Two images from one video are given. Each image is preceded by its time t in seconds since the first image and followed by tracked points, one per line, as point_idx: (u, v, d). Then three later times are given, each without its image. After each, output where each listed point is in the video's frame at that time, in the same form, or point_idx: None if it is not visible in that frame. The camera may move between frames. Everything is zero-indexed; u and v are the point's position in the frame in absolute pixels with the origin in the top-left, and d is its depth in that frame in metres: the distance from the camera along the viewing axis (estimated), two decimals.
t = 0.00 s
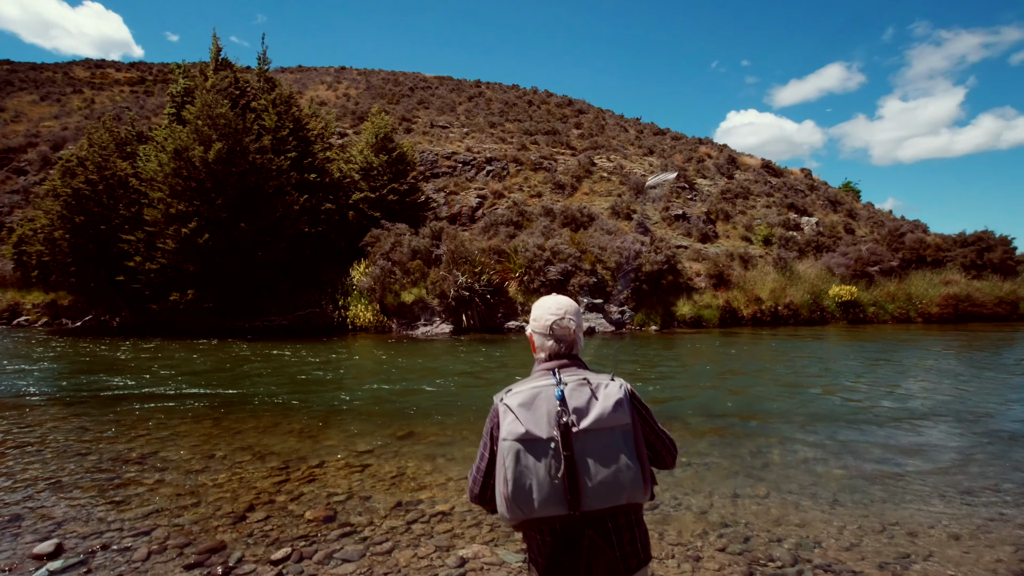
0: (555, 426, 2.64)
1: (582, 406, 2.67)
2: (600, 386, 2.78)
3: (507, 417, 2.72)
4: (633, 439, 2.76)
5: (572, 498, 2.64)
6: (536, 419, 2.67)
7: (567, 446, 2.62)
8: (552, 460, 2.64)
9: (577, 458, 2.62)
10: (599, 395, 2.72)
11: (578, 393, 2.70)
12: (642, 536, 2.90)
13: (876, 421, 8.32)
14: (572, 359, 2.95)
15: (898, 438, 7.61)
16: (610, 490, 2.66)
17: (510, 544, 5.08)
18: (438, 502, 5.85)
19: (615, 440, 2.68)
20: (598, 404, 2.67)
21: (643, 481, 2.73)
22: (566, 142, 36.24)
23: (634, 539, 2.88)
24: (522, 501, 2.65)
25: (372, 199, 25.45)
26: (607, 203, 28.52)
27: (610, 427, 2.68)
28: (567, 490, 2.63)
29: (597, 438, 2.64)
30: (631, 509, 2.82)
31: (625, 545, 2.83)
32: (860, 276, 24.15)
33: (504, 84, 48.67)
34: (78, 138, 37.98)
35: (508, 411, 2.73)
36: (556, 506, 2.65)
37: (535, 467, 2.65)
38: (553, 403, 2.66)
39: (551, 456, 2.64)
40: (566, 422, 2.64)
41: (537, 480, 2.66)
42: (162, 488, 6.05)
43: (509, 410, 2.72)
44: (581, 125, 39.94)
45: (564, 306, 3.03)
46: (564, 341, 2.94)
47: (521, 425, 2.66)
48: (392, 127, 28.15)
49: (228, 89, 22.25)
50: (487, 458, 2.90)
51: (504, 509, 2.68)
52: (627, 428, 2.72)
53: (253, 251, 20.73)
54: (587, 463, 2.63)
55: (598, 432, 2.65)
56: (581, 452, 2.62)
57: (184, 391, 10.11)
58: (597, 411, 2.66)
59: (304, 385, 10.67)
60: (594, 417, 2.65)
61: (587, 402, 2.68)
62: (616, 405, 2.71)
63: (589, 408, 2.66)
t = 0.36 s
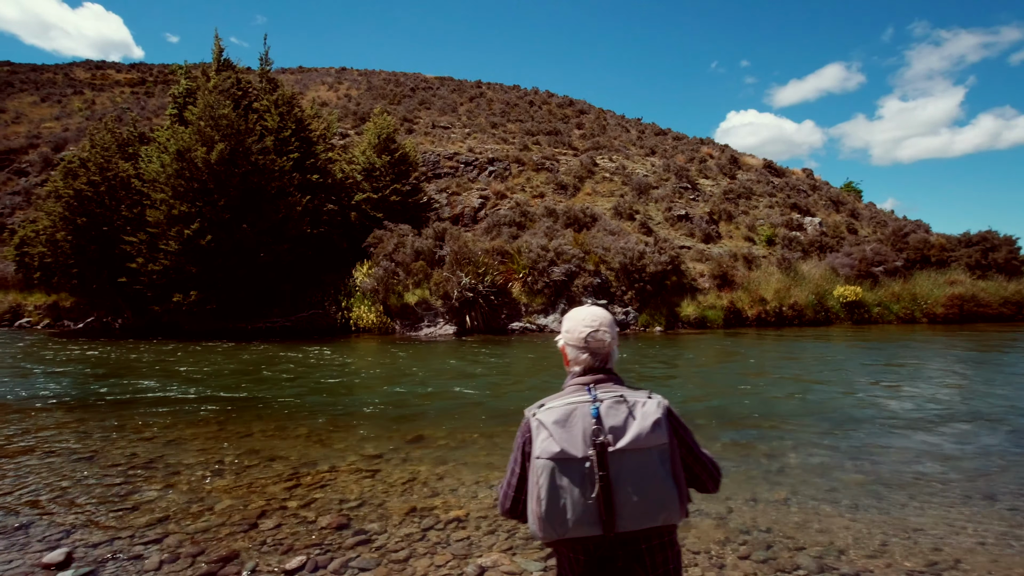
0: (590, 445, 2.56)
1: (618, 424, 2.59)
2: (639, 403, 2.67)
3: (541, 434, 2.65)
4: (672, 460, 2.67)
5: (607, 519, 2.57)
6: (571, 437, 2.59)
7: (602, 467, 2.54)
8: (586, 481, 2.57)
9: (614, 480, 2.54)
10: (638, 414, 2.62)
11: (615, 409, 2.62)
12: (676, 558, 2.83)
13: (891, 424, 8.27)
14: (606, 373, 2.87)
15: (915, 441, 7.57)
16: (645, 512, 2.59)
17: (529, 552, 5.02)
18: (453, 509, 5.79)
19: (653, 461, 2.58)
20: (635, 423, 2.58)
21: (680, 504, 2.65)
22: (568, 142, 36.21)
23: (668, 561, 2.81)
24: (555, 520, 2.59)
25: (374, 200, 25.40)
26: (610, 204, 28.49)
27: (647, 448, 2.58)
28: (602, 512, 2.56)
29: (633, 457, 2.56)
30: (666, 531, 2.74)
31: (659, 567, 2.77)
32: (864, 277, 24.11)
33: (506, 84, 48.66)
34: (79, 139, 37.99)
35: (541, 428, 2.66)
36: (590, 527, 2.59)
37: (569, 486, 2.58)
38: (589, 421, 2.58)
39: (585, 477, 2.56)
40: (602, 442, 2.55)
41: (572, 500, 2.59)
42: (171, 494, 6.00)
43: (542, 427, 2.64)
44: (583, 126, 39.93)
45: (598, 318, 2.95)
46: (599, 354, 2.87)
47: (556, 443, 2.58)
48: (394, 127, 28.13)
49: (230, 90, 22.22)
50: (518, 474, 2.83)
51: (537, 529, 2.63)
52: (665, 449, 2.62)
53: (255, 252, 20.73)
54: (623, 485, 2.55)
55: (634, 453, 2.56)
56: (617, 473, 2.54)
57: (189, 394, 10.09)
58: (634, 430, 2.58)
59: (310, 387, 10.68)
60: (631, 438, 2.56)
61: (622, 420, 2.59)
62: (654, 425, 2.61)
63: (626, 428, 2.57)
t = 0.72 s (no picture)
0: (660, 437, 2.46)
1: (691, 415, 2.47)
2: (715, 396, 2.54)
3: (606, 422, 2.57)
4: (749, 461, 2.51)
5: (673, 517, 2.48)
6: (638, 427, 2.50)
7: (671, 460, 2.44)
8: (653, 474, 2.47)
9: (683, 475, 2.44)
10: (714, 408, 2.49)
11: (689, 400, 2.50)
12: (748, 563, 2.70)
13: (949, 427, 7.93)
14: (681, 361, 2.75)
15: (977, 446, 7.23)
16: (716, 513, 2.47)
17: (578, 554, 4.94)
18: (497, 509, 5.76)
19: (727, 460, 2.45)
20: (709, 416, 2.45)
21: (757, 509, 2.49)
22: (601, 139, 35.89)
23: (740, 565, 2.68)
24: (617, 513, 2.53)
25: (408, 199, 25.65)
26: (644, 200, 28.14)
27: (721, 444, 2.45)
28: (668, 508, 2.47)
29: (705, 454, 2.44)
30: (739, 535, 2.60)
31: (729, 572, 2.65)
32: (913, 273, 23.23)
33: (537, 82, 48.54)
34: (126, 144, 39.42)
35: (608, 415, 2.58)
36: (653, 523, 2.51)
37: (634, 479, 2.50)
38: (660, 412, 2.48)
39: (652, 470, 2.47)
40: (672, 434, 2.45)
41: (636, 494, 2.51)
42: (216, 487, 6.12)
43: (609, 415, 2.56)
44: (615, 122, 39.55)
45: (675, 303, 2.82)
46: (673, 341, 2.75)
47: (622, 433, 2.50)
48: (427, 126, 28.33)
49: (268, 92, 22.66)
50: (581, 464, 2.77)
51: (599, 521, 2.57)
52: (742, 447, 2.47)
53: (293, 251, 21.16)
54: (693, 481, 2.45)
55: (707, 449, 2.44)
56: (687, 469, 2.44)
57: (233, 389, 10.33)
58: (708, 424, 2.45)
59: (349, 383, 10.87)
60: (705, 432, 2.44)
61: (696, 413, 2.47)
62: (731, 420, 2.46)
63: (700, 421, 2.46)
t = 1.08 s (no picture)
0: (743, 435, 2.38)
1: (774, 412, 2.41)
2: (796, 391, 2.48)
3: (677, 424, 2.48)
4: (839, 461, 2.44)
5: (761, 526, 2.39)
6: (715, 428, 2.42)
7: (757, 464, 2.36)
8: (735, 480, 2.38)
9: (771, 479, 2.36)
10: (797, 404, 2.43)
11: (769, 396, 2.45)
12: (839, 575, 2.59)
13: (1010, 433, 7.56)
14: (750, 356, 2.70)
15: None
16: (809, 520, 2.38)
17: (622, 562, 4.83)
18: (534, 511, 5.70)
19: (818, 460, 2.37)
20: (794, 412, 2.39)
21: (853, 512, 2.41)
22: (633, 135, 35.46)
23: None
24: (699, 526, 2.42)
25: (439, 197, 25.83)
26: (677, 197, 27.70)
27: (811, 443, 2.38)
28: (755, 518, 2.38)
29: (794, 452, 2.37)
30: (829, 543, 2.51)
31: None
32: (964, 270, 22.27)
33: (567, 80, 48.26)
34: (168, 148, 40.64)
35: (678, 417, 2.49)
36: (740, 536, 2.42)
37: (715, 487, 2.40)
38: (737, 409, 2.41)
39: (737, 475, 2.38)
40: (756, 433, 2.38)
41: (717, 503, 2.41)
42: (253, 484, 6.21)
43: (679, 417, 2.48)
44: (647, 118, 39.06)
45: (742, 293, 2.78)
46: (742, 333, 2.71)
47: (697, 435, 2.41)
48: (458, 125, 28.43)
49: (302, 93, 22.97)
50: (648, 473, 2.68)
51: (679, 535, 2.46)
52: (831, 445, 2.40)
53: (326, 250, 21.49)
54: (783, 486, 2.36)
55: (795, 448, 2.37)
56: (776, 471, 2.35)
57: (267, 386, 10.51)
58: (794, 421, 2.39)
59: (383, 380, 11.03)
60: (791, 429, 2.38)
61: (781, 410, 2.41)
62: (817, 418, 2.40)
63: (783, 417, 2.39)
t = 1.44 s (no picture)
0: (864, 442, 2.17)
1: (895, 415, 2.21)
2: (913, 391, 2.29)
3: (777, 432, 2.24)
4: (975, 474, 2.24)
5: (892, 551, 2.17)
6: (828, 436, 2.19)
7: (885, 478, 2.15)
8: (856, 498, 2.15)
9: (903, 495, 2.14)
10: (920, 407, 2.23)
11: (888, 398, 2.24)
12: None
13: None
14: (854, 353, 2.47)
15: None
16: (949, 543, 2.16)
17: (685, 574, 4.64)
18: (590, 516, 5.57)
19: (953, 471, 2.18)
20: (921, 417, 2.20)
21: (996, 530, 2.20)
22: (683, 132, 34.68)
23: None
24: (815, 553, 2.17)
25: (486, 197, 25.81)
26: (730, 195, 26.91)
27: (943, 451, 2.19)
28: (883, 541, 2.16)
29: (927, 462, 2.17)
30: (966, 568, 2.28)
31: None
32: None
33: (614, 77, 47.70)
34: (229, 155, 42.36)
35: (779, 425, 2.26)
36: (865, 563, 2.17)
37: (833, 508, 2.15)
38: (853, 414, 2.20)
39: (861, 492, 2.15)
40: (878, 441, 2.17)
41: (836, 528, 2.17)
42: (307, 481, 6.33)
43: (781, 423, 2.24)
44: (698, 114, 38.14)
45: (840, 282, 2.54)
46: (843, 328, 2.48)
47: (807, 445, 2.17)
48: (505, 124, 28.47)
49: (353, 97, 23.42)
50: (741, 490, 2.45)
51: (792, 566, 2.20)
52: (967, 454, 2.21)
53: (376, 250, 21.96)
54: (916, 503, 2.16)
55: (926, 456, 2.17)
56: (905, 484, 2.15)
57: (319, 384, 10.75)
58: (922, 425, 2.19)
59: (431, 378, 11.18)
60: (920, 435, 2.17)
61: (906, 415, 2.21)
62: (947, 422, 2.21)
63: (908, 421, 2.19)
